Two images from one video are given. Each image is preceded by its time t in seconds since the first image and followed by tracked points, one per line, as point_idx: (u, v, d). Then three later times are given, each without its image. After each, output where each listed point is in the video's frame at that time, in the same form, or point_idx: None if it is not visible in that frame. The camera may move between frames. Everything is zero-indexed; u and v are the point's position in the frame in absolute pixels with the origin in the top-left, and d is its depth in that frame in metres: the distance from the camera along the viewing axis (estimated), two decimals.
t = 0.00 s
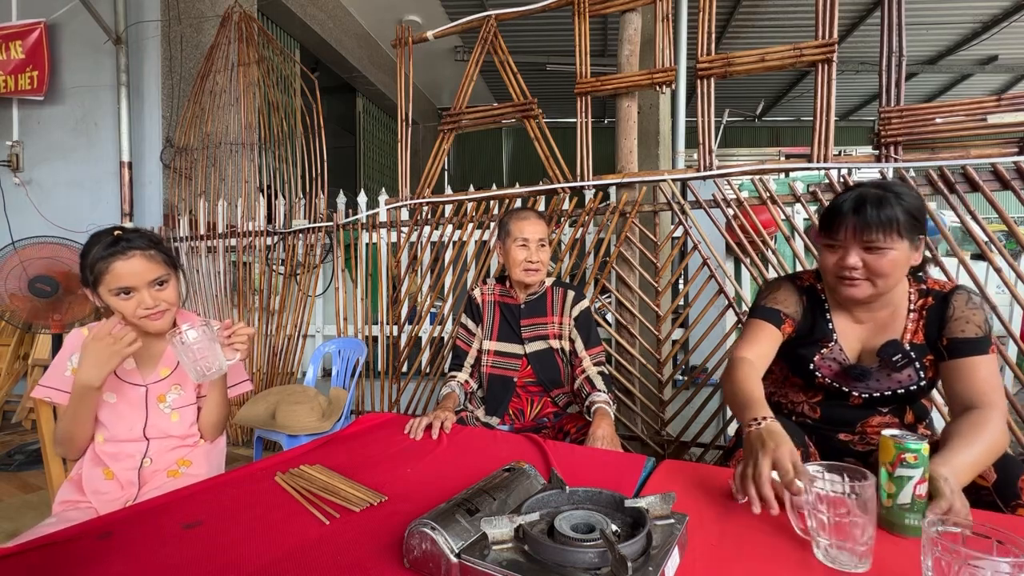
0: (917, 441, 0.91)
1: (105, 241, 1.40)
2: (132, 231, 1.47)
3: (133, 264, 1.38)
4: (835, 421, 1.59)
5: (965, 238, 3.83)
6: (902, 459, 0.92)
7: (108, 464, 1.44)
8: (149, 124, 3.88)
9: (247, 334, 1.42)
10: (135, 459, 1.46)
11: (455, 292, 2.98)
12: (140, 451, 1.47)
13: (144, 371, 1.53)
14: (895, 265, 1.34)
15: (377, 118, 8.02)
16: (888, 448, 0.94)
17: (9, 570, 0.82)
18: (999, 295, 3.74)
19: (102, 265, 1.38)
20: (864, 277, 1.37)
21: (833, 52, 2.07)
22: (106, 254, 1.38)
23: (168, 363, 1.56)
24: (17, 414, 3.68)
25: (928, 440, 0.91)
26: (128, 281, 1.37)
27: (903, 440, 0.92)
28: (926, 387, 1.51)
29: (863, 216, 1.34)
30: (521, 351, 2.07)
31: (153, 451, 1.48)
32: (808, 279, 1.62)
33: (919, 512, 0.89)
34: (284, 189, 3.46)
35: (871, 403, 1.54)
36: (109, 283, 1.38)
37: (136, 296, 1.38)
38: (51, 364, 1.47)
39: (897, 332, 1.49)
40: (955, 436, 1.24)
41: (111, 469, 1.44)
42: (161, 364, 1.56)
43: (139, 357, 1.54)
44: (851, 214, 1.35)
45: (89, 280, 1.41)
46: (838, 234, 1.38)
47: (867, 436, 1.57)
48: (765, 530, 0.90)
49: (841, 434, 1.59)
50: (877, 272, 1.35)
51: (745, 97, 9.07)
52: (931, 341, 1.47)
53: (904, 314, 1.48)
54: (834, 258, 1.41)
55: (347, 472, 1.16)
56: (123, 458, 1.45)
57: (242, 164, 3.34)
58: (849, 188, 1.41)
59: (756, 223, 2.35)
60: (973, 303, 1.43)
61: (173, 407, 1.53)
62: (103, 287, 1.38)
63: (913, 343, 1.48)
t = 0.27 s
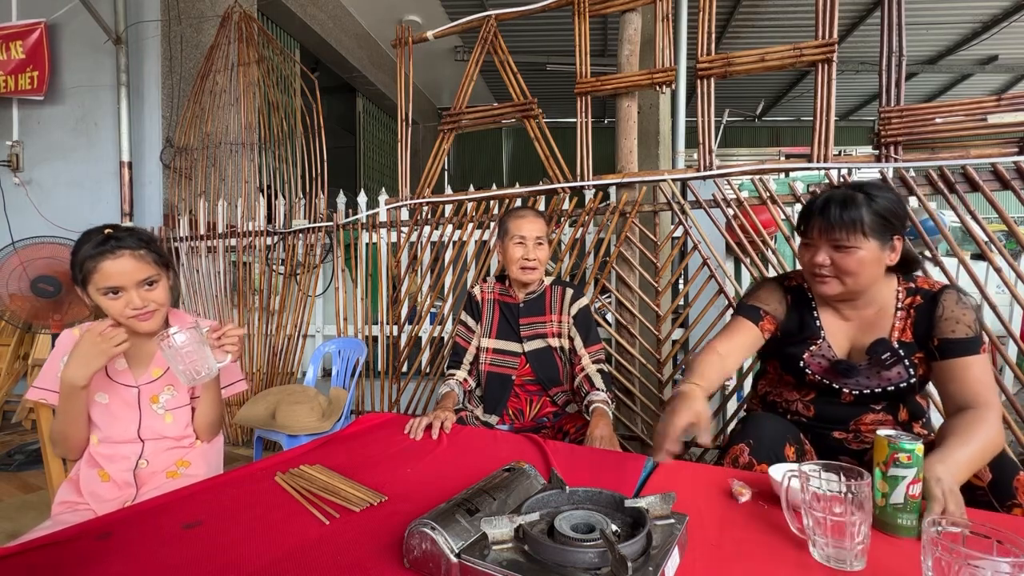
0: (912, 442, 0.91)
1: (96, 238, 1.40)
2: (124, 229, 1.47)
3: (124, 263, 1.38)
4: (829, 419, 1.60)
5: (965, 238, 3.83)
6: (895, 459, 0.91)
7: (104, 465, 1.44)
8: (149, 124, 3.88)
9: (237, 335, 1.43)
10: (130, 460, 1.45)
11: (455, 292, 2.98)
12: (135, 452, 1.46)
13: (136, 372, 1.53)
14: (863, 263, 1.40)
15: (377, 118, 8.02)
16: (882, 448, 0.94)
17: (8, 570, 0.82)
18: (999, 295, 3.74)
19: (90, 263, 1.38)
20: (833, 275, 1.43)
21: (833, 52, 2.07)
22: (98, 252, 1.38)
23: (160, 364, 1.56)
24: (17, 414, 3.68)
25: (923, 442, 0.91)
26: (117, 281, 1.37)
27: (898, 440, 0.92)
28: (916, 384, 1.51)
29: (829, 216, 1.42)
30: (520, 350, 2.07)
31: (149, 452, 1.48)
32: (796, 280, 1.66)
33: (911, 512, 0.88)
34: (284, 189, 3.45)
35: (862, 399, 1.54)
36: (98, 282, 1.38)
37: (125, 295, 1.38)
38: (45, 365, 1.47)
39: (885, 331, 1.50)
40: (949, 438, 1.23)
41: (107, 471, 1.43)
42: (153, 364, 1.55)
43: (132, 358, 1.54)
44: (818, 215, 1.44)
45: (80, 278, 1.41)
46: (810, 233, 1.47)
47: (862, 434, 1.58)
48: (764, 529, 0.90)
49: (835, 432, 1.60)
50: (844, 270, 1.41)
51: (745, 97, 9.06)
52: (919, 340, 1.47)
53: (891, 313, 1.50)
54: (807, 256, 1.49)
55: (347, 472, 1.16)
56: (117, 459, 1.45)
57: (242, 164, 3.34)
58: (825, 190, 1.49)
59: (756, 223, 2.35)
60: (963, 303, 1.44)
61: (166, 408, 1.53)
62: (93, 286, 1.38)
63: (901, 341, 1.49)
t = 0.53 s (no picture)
0: (912, 442, 0.91)
1: (87, 234, 1.40)
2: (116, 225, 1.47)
3: (115, 258, 1.38)
4: (824, 415, 1.61)
5: (966, 239, 3.83)
6: (895, 459, 0.91)
7: (99, 468, 1.44)
8: (149, 125, 3.88)
9: (221, 334, 1.42)
10: (124, 461, 1.46)
11: (455, 292, 2.98)
12: (130, 453, 1.47)
13: (128, 372, 1.52)
14: (840, 258, 1.43)
15: (377, 118, 8.02)
16: (882, 448, 0.94)
17: (9, 570, 0.82)
18: (999, 295, 3.74)
19: (79, 259, 1.38)
20: (810, 269, 1.48)
21: (833, 52, 2.07)
22: (86, 248, 1.38)
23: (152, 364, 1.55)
24: (17, 414, 3.68)
25: (924, 442, 0.91)
26: (105, 276, 1.37)
27: (898, 440, 0.92)
28: (906, 378, 1.52)
29: (807, 212, 1.47)
30: (520, 349, 2.07)
31: (144, 454, 1.48)
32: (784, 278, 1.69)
33: (911, 513, 0.88)
34: (284, 189, 3.45)
35: (854, 393, 1.55)
36: (87, 277, 1.38)
37: (113, 291, 1.38)
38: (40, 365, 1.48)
39: (870, 326, 1.52)
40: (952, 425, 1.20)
41: (103, 473, 1.44)
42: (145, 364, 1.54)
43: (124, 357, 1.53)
44: (795, 212, 1.50)
45: (71, 274, 1.41)
46: (789, 229, 1.52)
47: (858, 429, 1.58)
48: (764, 529, 0.90)
49: (832, 428, 1.60)
50: (820, 263, 1.45)
51: (745, 97, 9.07)
52: (906, 335, 1.48)
53: (877, 309, 1.52)
54: (787, 251, 1.54)
55: (347, 472, 1.16)
56: (112, 461, 1.45)
57: (243, 164, 3.34)
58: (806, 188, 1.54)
59: (756, 223, 2.36)
60: (950, 300, 1.44)
61: (160, 409, 1.52)
62: (82, 281, 1.38)
63: (887, 336, 1.50)
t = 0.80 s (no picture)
0: (912, 442, 0.91)
1: (82, 236, 1.39)
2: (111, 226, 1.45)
3: (116, 259, 1.38)
4: (819, 410, 1.60)
5: (966, 238, 3.84)
6: (895, 459, 0.91)
7: (100, 468, 1.44)
8: (149, 125, 3.88)
9: (214, 334, 1.40)
10: (123, 461, 1.45)
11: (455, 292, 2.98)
12: (129, 453, 1.47)
13: (128, 370, 1.52)
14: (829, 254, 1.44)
15: (377, 118, 8.02)
16: (882, 448, 0.94)
17: (9, 570, 0.82)
18: (999, 295, 3.74)
19: (79, 260, 1.37)
20: (799, 265, 1.48)
21: (833, 52, 2.07)
22: (83, 250, 1.37)
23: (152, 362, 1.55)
24: (17, 414, 3.68)
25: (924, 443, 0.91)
26: (107, 276, 1.37)
27: (898, 440, 0.92)
28: (899, 369, 1.52)
29: (794, 210, 1.49)
30: (520, 349, 2.07)
31: (143, 454, 1.48)
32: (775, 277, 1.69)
33: (911, 513, 0.88)
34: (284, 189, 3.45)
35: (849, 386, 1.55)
36: (87, 279, 1.37)
37: (115, 291, 1.38)
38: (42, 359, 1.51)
39: (861, 320, 1.54)
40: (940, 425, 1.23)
41: (104, 473, 1.44)
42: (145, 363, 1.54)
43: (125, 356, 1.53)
44: (782, 211, 1.52)
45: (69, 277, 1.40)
46: (777, 227, 1.53)
47: (855, 423, 1.57)
48: (764, 529, 0.90)
49: (828, 423, 1.59)
50: (808, 259, 1.46)
51: (745, 97, 9.07)
52: (899, 326, 1.51)
53: (868, 303, 1.54)
54: (776, 249, 1.54)
55: (347, 472, 1.16)
56: (112, 462, 1.45)
57: (242, 164, 3.34)
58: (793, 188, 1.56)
59: (756, 223, 2.36)
60: (939, 293, 1.48)
61: (159, 407, 1.52)
62: (82, 284, 1.38)
63: (879, 329, 1.52)
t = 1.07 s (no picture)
0: (912, 442, 0.91)
1: (92, 235, 1.39)
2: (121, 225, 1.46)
3: (126, 257, 1.38)
4: (819, 408, 1.60)
5: (966, 238, 3.84)
6: (895, 459, 0.91)
7: (101, 466, 1.44)
8: (149, 125, 3.88)
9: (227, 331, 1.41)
10: (125, 461, 1.45)
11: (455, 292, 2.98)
12: (131, 452, 1.46)
13: (134, 367, 1.52)
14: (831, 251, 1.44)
15: (377, 118, 8.02)
16: (882, 448, 0.94)
17: (9, 570, 0.82)
18: (999, 295, 3.74)
19: (89, 259, 1.37)
20: (806, 262, 1.47)
21: (833, 52, 2.07)
22: (94, 248, 1.37)
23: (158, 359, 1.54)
24: (17, 414, 3.68)
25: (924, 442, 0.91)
26: (116, 274, 1.37)
27: (898, 440, 0.92)
28: (898, 368, 1.53)
29: (801, 208, 1.48)
30: (520, 350, 2.07)
31: (145, 453, 1.48)
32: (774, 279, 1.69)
33: (911, 513, 0.88)
34: (284, 189, 3.45)
35: (850, 385, 1.55)
36: (97, 278, 1.38)
37: (126, 289, 1.38)
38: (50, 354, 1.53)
39: (859, 319, 1.54)
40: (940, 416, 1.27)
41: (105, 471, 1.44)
42: (151, 360, 1.54)
43: (131, 353, 1.53)
44: (788, 209, 1.51)
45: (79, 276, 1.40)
46: (781, 227, 1.53)
47: (854, 421, 1.58)
48: (765, 529, 0.90)
49: (828, 421, 1.60)
50: (813, 256, 1.45)
51: (745, 97, 9.06)
52: (897, 324, 1.51)
53: (866, 302, 1.54)
54: (781, 248, 1.53)
55: (347, 472, 1.16)
56: (114, 460, 1.45)
57: (242, 164, 3.34)
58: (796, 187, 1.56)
59: (756, 223, 2.36)
60: (934, 290, 1.48)
61: (162, 405, 1.52)
62: (93, 281, 1.38)
63: (877, 328, 1.52)
